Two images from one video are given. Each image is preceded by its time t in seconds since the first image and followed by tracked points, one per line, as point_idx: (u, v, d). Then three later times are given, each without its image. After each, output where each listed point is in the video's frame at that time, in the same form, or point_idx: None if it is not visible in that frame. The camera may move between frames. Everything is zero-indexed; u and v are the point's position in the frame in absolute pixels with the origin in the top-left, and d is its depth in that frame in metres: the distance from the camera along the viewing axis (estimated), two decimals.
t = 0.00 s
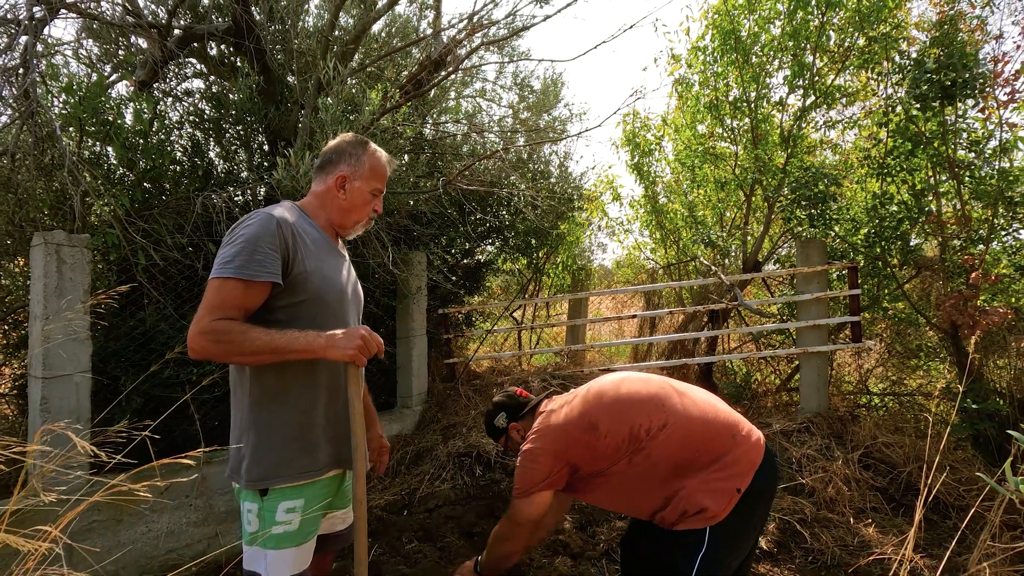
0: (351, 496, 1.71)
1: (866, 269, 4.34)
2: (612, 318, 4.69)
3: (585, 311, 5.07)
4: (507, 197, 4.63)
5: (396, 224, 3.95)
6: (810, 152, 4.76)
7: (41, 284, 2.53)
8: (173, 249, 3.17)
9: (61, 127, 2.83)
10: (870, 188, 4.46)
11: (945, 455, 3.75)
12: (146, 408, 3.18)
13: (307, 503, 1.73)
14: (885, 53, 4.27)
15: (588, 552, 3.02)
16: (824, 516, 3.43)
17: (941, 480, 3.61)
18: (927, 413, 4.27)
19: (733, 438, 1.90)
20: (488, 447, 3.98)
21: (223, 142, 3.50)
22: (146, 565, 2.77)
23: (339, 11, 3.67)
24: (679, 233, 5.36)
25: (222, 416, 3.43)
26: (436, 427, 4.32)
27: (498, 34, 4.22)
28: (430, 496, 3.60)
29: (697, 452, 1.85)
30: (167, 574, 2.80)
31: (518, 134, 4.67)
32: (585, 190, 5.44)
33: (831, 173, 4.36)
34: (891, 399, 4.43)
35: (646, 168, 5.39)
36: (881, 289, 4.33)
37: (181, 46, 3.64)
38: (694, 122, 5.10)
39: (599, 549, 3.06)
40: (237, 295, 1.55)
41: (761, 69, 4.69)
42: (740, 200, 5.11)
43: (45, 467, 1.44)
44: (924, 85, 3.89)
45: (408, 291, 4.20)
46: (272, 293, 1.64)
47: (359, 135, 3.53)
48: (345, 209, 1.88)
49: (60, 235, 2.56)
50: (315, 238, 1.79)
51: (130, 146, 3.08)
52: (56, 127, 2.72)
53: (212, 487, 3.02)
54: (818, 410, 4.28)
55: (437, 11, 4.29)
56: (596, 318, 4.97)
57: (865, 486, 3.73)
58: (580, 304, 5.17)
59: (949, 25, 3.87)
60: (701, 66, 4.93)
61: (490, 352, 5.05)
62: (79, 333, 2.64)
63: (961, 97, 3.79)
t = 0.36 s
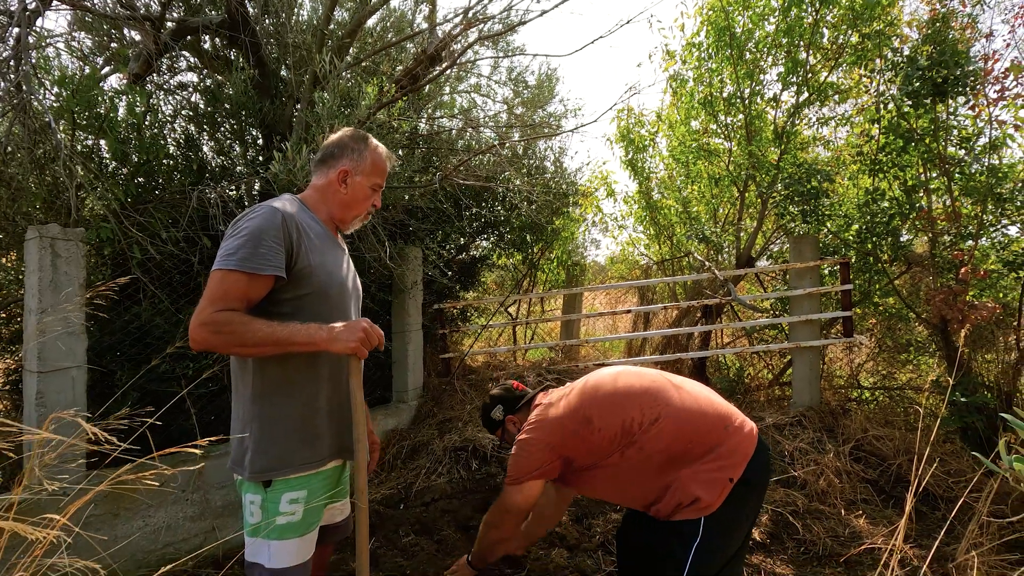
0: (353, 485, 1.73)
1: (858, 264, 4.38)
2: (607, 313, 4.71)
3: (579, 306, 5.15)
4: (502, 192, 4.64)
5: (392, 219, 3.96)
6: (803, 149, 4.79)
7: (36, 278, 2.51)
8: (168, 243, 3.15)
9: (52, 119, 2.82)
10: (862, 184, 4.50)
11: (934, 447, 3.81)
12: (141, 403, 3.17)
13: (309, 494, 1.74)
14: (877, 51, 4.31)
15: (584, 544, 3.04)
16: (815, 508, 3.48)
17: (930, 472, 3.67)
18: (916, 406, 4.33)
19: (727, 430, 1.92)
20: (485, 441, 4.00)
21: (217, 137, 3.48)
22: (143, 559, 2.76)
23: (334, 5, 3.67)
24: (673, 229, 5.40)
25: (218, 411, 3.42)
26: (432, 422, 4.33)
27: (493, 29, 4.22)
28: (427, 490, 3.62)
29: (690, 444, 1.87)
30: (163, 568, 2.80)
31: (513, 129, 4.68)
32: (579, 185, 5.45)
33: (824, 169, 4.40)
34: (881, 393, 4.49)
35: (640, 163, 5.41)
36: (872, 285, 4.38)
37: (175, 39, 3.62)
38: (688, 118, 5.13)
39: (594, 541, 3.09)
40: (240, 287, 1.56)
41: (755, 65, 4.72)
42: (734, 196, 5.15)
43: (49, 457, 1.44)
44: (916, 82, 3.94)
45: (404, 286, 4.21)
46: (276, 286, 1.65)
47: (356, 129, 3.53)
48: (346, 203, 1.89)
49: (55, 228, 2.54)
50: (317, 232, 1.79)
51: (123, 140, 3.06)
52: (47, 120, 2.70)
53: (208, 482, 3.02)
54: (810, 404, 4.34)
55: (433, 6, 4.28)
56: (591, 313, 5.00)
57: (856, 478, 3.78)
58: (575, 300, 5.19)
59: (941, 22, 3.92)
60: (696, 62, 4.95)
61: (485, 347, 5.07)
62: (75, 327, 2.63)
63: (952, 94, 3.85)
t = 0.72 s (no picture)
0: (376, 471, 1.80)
1: (856, 260, 4.42)
2: (607, 308, 4.74)
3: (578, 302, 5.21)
4: (503, 187, 4.66)
5: (394, 213, 3.97)
6: (802, 145, 4.81)
7: (42, 270, 2.53)
8: (172, 237, 3.17)
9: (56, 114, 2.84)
10: (860, 180, 4.53)
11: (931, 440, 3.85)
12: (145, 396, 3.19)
13: (324, 480, 1.77)
14: (875, 48, 4.35)
15: (586, 535, 3.07)
16: (814, 499, 3.52)
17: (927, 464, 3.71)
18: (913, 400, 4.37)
19: (729, 421, 1.94)
20: (486, 435, 4.03)
21: (219, 131, 3.49)
22: (150, 550, 2.78)
23: None
24: (672, 225, 5.44)
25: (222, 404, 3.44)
26: (433, 416, 4.36)
27: (494, 24, 4.23)
28: (430, 482, 3.65)
29: (693, 434, 1.90)
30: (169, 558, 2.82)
31: (513, 125, 4.70)
32: (579, 181, 5.47)
33: (822, 165, 4.44)
34: (878, 387, 4.53)
35: (640, 159, 5.44)
36: (870, 280, 4.42)
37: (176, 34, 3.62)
38: (688, 115, 5.15)
39: (596, 532, 3.12)
40: (267, 278, 1.58)
41: (754, 62, 4.74)
42: (733, 192, 5.18)
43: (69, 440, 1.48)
44: (914, 78, 3.97)
45: (406, 281, 4.22)
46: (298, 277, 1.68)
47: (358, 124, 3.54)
48: (355, 195, 1.91)
49: (61, 221, 2.56)
50: (332, 223, 1.82)
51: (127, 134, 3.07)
52: (51, 115, 2.73)
53: (213, 474, 3.04)
54: (809, 398, 4.39)
55: (434, 2, 4.29)
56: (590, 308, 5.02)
57: (854, 470, 3.82)
58: (574, 295, 5.22)
59: (939, 19, 3.95)
60: (695, 59, 4.98)
61: (486, 342, 5.09)
62: (81, 320, 2.65)
63: (949, 90, 3.88)
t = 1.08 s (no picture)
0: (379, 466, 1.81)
1: (860, 260, 4.41)
2: (610, 308, 4.75)
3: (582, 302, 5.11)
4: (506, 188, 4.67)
5: (398, 214, 3.99)
6: (806, 145, 4.80)
7: (51, 270, 2.55)
8: (178, 238, 3.19)
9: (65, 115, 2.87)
10: (863, 180, 4.53)
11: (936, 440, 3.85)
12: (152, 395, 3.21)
13: (329, 478, 1.78)
14: (879, 48, 4.35)
15: (590, 535, 3.08)
16: (818, 499, 3.52)
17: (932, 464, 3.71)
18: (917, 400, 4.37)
19: (737, 414, 1.95)
20: (490, 434, 4.04)
21: (225, 132, 3.52)
22: (157, 547, 2.81)
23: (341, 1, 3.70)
24: (676, 226, 5.45)
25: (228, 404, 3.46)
26: (437, 415, 4.37)
27: (498, 26, 4.26)
28: (434, 481, 3.66)
29: (700, 421, 1.90)
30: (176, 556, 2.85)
31: (517, 126, 4.71)
32: (582, 183, 5.48)
33: (826, 165, 4.44)
34: (883, 387, 4.51)
35: (643, 160, 5.45)
36: (874, 281, 4.41)
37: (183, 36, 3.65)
38: (691, 115, 5.16)
39: (601, 532, 3.12)
40: (273, 275, 1.59)
41: (757, 62, 4.74)
42: (736, 193, 5.18)
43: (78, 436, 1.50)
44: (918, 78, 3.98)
45: (410, 282, 4.24)
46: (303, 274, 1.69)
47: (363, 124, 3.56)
48: (361, 194, 1.93)
49: (70, 221, 2.58)
50: (338, 222, 1.84)
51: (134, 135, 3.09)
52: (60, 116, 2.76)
53: (220, 472, 3.07)
54: (813, 399, 4.39)
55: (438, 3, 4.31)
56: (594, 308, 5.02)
57: (858, 471, 3.83)
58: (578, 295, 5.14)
59: (942, 20, 3.96)
60: (698, 60, 4.99)
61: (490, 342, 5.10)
62: (90, 320, 2.67)
63: (953, 90, 3.89)
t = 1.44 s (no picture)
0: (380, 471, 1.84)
1: (863, 265, 4.41)
2: (612, 314, 4.75)
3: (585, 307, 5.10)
4: (509, 194, 4.70)
5: (402, 220, 4.03)
6: (807, 151, 4.80)
7: (60, 277, 2.60)
8: (185, 245, 3.24)
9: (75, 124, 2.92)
10: (866, 185, 4.52)
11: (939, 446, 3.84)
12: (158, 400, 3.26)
13: (330, 484, 1.81)
14: (880, 54, 4.37)
15: (591, 540, 3.09)
16: (820, 505, 3.52)
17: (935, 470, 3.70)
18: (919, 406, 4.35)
19: (742, 415, 1.96)
20: (493, 439, 4.06)
21: (231, 140, 3.57)
22: (164, 550, 2.84)
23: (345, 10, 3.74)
24: (678, 231, 5.47)
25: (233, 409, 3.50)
26: (440, 420, 4.40)
27: (501, 34, 4.30)
28: (437, 486, 3.68)
29: (704, 416, 1.91)
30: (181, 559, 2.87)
31: (520, 132, 4.75)
32: (585, 188, 5.50)
33: (828, 171, 4.45)
34: (887, 393, 4.49)
35: (646, 165, 5.47)
36: (877, 286, 4.41)
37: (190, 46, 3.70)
38: (694, 121, 5.18)
39: (602, 537, 3.13)
40: (278, 280, 1.63)
41: (759, 68, 4.76)
42: (739, 198, 5.19)
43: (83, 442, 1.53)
44: (918, 84, 4.02)
45: (413, 287, 4.27)
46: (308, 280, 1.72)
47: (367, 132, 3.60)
48: (363, 204, 1.96)
49: (79, 228, 2.63)
50: (341, 229, 1.87)
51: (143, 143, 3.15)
52: (70, 125, 2.81)
53: (225, 477, 3.11)
54: (816, 403, 4.39)
55: (441, 12, 4.36)
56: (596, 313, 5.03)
57: (861, 477, 3.83)
58: (582, 300, 5.11)
59: (943, 27, 3.98)
60: (701, 66, 5.02)
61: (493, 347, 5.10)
62: (97, 326, 2.72)
63: (954, 96, 3.92)
